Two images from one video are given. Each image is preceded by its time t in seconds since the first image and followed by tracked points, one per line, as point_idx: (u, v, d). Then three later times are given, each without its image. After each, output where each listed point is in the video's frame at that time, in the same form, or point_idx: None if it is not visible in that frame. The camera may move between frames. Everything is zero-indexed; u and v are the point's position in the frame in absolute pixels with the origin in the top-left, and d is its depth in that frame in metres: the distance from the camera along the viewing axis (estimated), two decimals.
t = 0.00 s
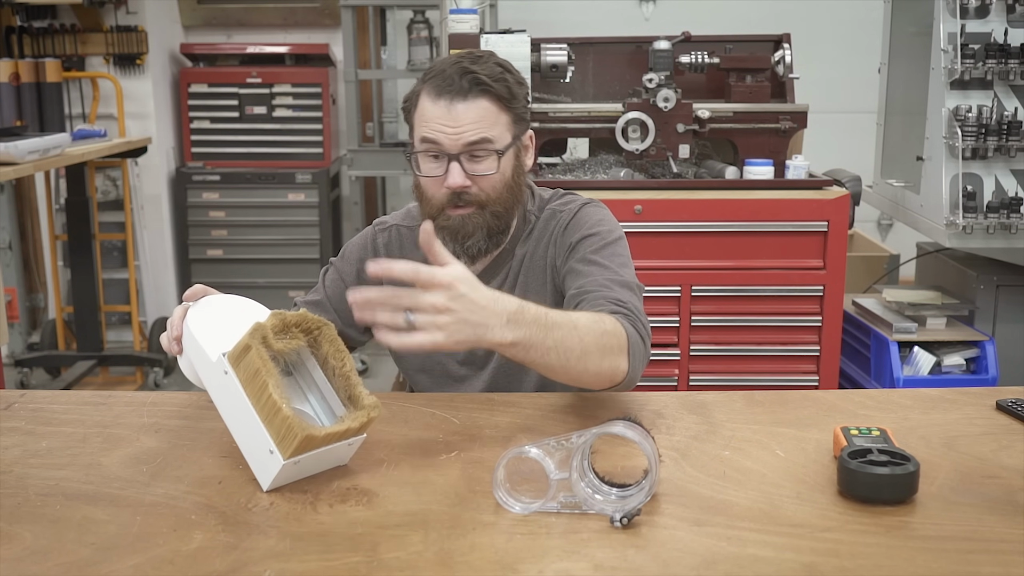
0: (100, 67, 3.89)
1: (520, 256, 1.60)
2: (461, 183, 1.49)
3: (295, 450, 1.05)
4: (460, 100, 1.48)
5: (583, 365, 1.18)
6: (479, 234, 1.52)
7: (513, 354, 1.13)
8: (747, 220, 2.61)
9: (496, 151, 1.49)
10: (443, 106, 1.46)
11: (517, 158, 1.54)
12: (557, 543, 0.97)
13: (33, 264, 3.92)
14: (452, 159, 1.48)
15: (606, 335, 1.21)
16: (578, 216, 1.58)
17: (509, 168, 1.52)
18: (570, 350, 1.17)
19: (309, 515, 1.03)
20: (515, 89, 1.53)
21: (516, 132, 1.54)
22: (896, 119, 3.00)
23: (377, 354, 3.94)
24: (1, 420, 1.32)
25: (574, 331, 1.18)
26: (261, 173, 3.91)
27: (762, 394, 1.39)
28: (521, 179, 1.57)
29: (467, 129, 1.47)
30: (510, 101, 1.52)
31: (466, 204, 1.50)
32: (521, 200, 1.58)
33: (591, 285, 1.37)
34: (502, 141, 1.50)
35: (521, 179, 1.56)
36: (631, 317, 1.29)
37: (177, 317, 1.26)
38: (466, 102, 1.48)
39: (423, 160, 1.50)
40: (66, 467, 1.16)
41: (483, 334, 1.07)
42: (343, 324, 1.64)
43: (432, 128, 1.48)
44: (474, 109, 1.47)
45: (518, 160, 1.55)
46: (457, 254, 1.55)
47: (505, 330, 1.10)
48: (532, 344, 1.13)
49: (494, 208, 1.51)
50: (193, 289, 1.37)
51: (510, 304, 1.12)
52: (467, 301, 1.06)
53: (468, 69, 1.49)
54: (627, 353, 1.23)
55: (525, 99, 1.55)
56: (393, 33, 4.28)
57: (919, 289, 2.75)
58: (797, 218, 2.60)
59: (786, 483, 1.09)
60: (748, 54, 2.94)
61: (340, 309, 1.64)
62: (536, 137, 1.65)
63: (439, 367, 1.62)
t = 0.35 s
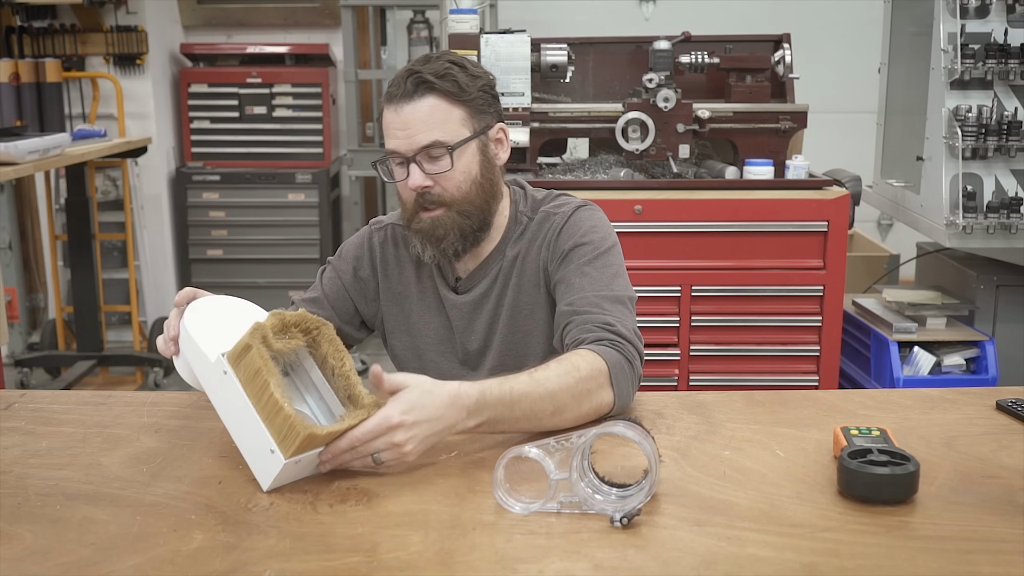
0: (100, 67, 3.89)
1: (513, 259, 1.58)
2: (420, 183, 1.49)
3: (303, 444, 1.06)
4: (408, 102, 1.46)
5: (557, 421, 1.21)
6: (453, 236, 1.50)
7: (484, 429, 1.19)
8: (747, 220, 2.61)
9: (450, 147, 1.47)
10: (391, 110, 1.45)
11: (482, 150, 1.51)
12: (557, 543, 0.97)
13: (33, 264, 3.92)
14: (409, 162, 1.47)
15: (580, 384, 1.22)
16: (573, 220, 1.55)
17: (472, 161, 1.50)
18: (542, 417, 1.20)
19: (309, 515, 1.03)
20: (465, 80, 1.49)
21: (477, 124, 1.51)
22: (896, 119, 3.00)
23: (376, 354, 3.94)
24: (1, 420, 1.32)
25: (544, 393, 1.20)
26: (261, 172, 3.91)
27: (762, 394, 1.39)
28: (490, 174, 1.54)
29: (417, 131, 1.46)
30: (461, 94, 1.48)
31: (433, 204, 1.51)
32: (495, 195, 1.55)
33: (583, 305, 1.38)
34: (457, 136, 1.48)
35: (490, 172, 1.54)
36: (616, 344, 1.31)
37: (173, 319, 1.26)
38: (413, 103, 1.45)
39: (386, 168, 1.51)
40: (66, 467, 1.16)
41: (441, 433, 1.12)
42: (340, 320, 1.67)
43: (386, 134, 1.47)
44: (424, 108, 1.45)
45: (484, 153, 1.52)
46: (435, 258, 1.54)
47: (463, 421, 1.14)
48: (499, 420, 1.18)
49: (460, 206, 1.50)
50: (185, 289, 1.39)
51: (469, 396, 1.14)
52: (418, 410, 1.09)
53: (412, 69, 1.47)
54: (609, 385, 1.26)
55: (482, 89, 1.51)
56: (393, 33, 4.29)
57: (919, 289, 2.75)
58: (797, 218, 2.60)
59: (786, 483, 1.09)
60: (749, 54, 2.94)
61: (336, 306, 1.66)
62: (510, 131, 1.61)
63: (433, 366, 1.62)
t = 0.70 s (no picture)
0: (100, 67, 3.89)
1: (497, 256, 1.59)
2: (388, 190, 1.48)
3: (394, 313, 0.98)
4: (370, 110, 1.45)
5: (560, 395, 1.24)
6: (425, 242, 1.50)
7: (490, 391, 1.20)
8: (747, 220, 2.61)
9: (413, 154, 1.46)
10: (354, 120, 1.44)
11: (448, 153, 1.50)
12: (557, 543, 0.97)
13: (33, 264, 3.92)
14: (375, 170, 1.46)
15: (584, 359, 1.25)
16: (555, 217, 1.56)
17: (439, 165, 1.49)
18: (546, 387, 1.22)
19: (309, 516, 1.03)
20: (425, 84, 1.48)
21: (442, 127, 1.50)
22: (896, 119, 3.00)
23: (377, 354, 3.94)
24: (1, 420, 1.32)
25: (550, 363, 1.22)
26: (261, 173, 3.91)
27: (762, 394, 1.39)
28: (458, 176, 1.53)
29: (379, 139, 1.45)
30: (422, 98, 1.47)
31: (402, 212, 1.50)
32: (465, 197, 1.54)
33: (576, 294, 1.39)
34: (420, 141, 1.47)
35: (458, 174, 1.53)
36: (617, 328, 1.33)
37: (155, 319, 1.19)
38: (374, 111, 1.45)
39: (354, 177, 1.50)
40: (66, 467, 1.16)
41: (455, 382, 1.10)
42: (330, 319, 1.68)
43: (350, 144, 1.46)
44: (385, 116, 1.45)
45: (451, 156, 1.51)
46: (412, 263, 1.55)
47: (477, 376, 1.14)
48: (506, 383, 1.19)
49: (430, 212, 1.50)
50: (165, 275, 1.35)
51: (484, 353, 1.14)
52: (450, 351, 1.07)
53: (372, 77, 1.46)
54: (611, 367, 1.28)
55: (444, 92, 1.50)
56: (393, 33, 4.29)
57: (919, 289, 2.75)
58: (797, 218, 2.60)
59: (786, 483, 1.09)
60: (748, 54, 2.94)
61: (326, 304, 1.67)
62: (479, 131, 1.60)
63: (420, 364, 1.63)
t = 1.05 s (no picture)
0: (100, 67, 3.89)
1: (492, 258, 1.58)
2: (388, 183, 1.48)
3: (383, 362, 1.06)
4: (375, 103, 1.46)
5: (555, 409, 1.23)
6: (422, 236, 1.50)
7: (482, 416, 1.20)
8: (747, 220, 2.61)
9: (417, 148, 1.47)
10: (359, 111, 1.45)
11: (450, 151, 1.51)
12: (557, 542, 0.97)
13: (33, 263, 3.92)
14: (377, 163, 1.47)
15: (576, 371, 1.24)
16: (550, 219, 1.56)
17: (440, 161, 1.50)
18: (539, 403, 1.22)
19: (308, 516, 1.03)
20: (432, 81, 1.49)
21: (445, 125, 1.51)
22: (896, 119, 3.00)
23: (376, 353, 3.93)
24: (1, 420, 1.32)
25: (542, 380, 1.21)
26: (261, 172, 3.91)
27: (762, 394, 1.39)
28: (459, 174, 1.54)
29: (384, 131, 1.46)
30: (428, 94, 1.48)
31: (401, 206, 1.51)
32: (464, 196, 1.55)
33: (570, 299, 1.39)
34: (424, 136, 1.48)
35: (459, 172, 1.54)
36: (611, 333, 1.33)
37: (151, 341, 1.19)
38: (379, 104, 1.46)
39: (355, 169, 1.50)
40: (67, 467, 1.16)
41: (447, 415, 1.13)
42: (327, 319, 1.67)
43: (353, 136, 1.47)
44: (390, 110, 1.46)
45: (452, 153, 1.52)
46: (407, 258, 1.54)
47: (466, 405, 1.15)
48: (497, 407, 1.19)
49: (429, 208, 1.50)
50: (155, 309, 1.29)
51: (472, 380, 1.15)
52: (437, 387, 1.10)
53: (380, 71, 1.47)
54: (606, 373, 1.27)
55: (450, 90, 1.51)
56: (393, 33, 4.29)
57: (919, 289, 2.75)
58: (797, 218, 2.60)
59: (786, 483, 1.09)
60: (748, 54, 2.94)
61: (324, 303, 1.65)
62: (480, 133, 1.61)
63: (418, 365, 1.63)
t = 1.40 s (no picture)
0: (100, 67, 3.89)
1: (496, 263, 1.58)
2: (404, 184, 1.49)
3: (355, 381, 1.09)
4: (397, 103, 1.46)
5: (540, 423, 1.22)
6: (434, 236, 1.50)
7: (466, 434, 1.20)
8: (748, 220, 2.61)
9: (436, 152, 1.48)
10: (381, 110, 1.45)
11: (468, 156, 1.52)
12: (557, 542, 0.97)
13: (33, 263, 3.92)
14: (395, 162, 1.47)
15: (562, 385, 1.24)
16: (555, 225, 1.56)
17: (458, 165, 1.51)
18: (524, 418, 1.21)
19: (308, 516, 1.03)
20: (455, 85, 1.51)
21: (464, 129, 1.52)
22: (896, 119, 3.00)
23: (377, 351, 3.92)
24: (1, 420, 1.32)
25: (526, 394, 1.21)
26: (262, 172, 3.91)
27: (762, 394, 1.39)
28: (475, 179, 1.55)
29: (405, 132, 1.46)
30: (450, 98, 1.50)
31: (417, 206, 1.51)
32: (479, 201, 1.55)
33: (566, 307, 1.39)
34: (444, 139, 1.48)
35: (475, 177, 1.55)
36: (600, 344, 1.33)
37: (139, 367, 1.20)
38: (403, 104, 1.46)
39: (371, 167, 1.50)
40: (67, 467, 1.16)
41: (427, 433, 1.14)
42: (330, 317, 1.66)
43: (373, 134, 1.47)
44: (412, 111, 1.46)
45: (469, 158, 1.53)
46: (414, 259, 1.53)
47: (447, 423, 1.16)
48: (480, 424, 1.19)
49: (445, 208, 1.50)
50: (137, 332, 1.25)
51: (451, 398, 1.16)
52: (415, 404, 1.11)
53: (404, 71, 1.48)
54: (593, 386, 1.27)
55: (471, 95, 1.53)
56: (393, 33, 4.28)
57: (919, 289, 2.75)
58: (798, 218, 2.60)
59: (786, 483, 1.09)
60: (748, 54, 2.94)
61: (328, 301, 1.65)
62: (496, 139, 1.62)
63: (418, 367, 1.63)
